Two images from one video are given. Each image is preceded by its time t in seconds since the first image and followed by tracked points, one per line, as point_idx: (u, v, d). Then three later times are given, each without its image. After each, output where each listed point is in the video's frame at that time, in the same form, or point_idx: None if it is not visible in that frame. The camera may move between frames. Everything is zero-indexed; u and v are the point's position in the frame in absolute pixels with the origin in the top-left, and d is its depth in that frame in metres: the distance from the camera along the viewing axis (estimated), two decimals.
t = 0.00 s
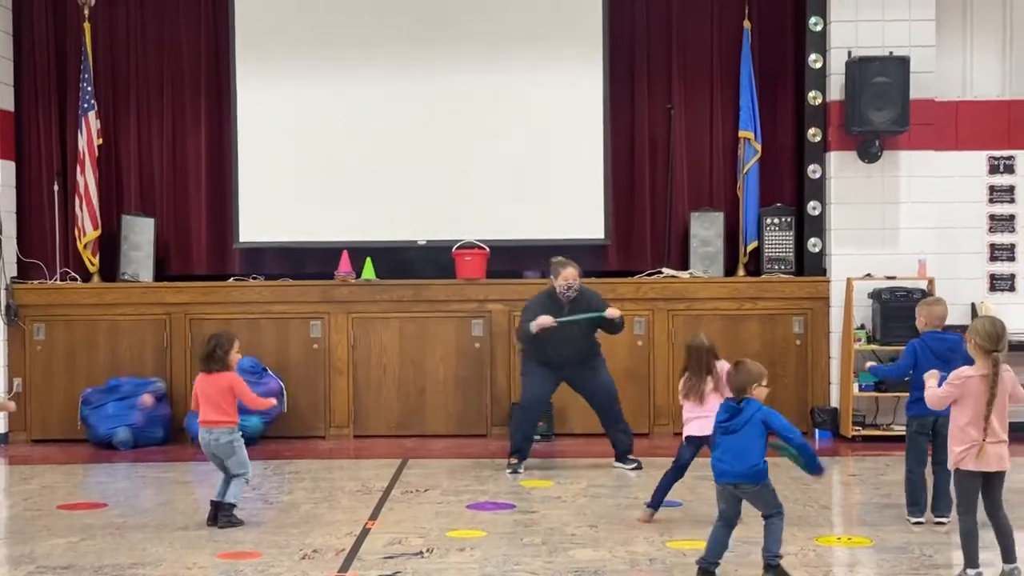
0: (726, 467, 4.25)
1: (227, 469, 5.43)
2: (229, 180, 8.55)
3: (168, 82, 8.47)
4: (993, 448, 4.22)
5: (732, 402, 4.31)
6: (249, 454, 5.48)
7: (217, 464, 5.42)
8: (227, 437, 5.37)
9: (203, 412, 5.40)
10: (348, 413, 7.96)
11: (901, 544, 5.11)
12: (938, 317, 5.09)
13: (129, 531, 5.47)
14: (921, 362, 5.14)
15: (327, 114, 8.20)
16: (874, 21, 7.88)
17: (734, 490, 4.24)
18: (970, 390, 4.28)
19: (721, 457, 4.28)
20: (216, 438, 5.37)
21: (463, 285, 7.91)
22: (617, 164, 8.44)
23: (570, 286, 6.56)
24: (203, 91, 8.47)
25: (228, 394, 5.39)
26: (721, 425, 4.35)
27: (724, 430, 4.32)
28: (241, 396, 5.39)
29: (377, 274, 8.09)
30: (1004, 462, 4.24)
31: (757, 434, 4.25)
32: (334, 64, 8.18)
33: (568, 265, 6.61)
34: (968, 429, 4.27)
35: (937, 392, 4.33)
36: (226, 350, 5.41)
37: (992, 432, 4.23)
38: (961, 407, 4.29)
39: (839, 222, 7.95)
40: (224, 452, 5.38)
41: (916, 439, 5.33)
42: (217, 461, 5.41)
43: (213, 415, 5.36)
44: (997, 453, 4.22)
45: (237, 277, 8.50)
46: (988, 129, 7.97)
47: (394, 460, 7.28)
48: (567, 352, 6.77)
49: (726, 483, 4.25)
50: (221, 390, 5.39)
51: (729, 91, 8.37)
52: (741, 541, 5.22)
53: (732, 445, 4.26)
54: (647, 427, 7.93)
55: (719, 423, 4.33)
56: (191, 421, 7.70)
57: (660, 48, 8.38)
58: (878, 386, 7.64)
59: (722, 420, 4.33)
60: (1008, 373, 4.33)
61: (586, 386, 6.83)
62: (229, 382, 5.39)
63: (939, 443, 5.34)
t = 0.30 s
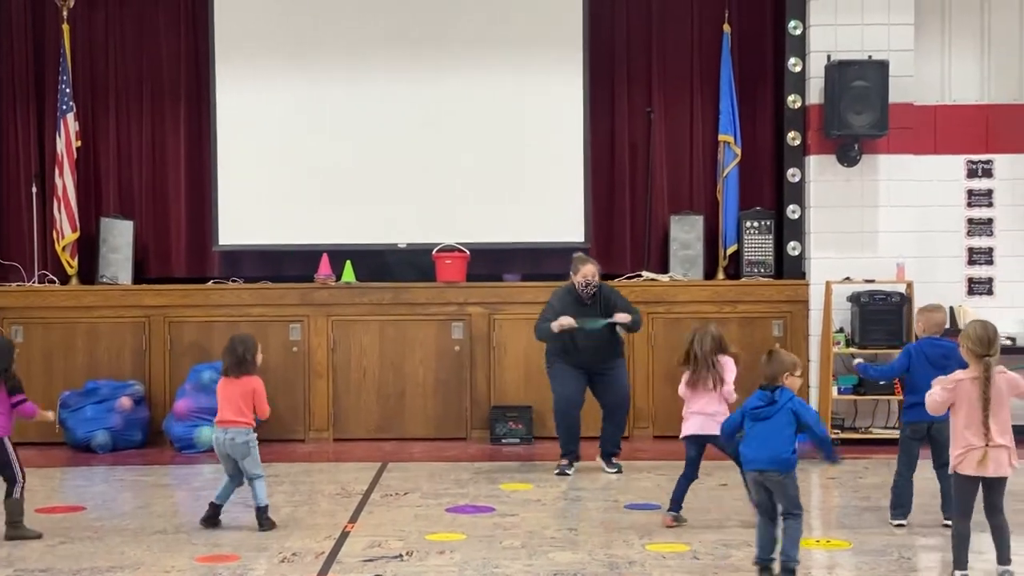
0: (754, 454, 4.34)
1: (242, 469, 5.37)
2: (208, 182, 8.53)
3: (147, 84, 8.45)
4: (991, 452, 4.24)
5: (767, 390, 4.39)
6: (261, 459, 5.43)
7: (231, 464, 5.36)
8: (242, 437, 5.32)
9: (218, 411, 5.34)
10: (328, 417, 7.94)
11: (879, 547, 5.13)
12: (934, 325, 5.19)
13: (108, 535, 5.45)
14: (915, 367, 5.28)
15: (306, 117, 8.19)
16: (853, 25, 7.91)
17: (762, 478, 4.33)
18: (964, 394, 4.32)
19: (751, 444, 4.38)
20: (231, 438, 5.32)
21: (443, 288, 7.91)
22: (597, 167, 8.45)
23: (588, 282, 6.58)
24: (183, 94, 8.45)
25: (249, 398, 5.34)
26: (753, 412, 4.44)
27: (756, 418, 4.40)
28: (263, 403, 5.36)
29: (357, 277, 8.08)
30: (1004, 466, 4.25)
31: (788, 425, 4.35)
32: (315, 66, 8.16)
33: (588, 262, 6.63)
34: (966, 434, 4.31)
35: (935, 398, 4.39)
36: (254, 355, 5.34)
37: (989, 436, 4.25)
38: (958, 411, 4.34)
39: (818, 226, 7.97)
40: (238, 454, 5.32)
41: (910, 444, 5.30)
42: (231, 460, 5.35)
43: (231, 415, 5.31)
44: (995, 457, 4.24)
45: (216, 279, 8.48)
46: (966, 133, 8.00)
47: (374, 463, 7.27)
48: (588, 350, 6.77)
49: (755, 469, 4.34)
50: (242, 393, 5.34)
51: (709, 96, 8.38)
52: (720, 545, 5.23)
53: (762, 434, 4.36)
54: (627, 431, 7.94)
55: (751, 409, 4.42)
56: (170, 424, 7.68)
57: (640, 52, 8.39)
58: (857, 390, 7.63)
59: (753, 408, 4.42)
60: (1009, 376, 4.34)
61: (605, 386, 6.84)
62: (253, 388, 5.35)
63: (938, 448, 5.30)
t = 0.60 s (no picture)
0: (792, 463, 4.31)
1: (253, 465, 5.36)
2: (189, 183, 8.51)
3: (128, 85, 8.42)
4: (1003, 461, 4.31)
5: (791, 398, 4.41)
6: (271, 454, 5.43)
7: (242, 461, 5.36)
8: (250, 431, 5.30)
9: (228, 406, 5.36)
10: (308, 419, 7.92)
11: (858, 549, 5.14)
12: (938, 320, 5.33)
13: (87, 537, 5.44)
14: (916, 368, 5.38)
15: (288, 119, 8.18)
16: (835, 29, 7.93)
17: (801, 486, 4.29)
18: (982, 404, 4.41)
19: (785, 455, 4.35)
20: (240, 432, 5.31)
21: (425, 290, 7.91)
22: (579, 170, 8.45)
23: (618, 289, 6.52)
24: (164, 95, 8.42)
25: (256, 394, 5.34)
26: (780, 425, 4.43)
27: (785, 427, 4.40)
28: (270, 399, 5.34)
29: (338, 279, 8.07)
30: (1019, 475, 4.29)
31: (819, 430, 4.35)
32: (297, 68, 8.15)
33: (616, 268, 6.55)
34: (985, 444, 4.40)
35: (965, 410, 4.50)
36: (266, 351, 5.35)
37: (1004, 444, 4.33)
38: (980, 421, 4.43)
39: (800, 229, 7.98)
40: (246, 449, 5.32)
41: (917, 446, 5.36)
42: (242, 457, 5.35)
43: (238, 410, 5.32)
44: (1008, 466, 4.31)
45: (196, 281, 8.46)
46: (946, 136, 8.03)
47: (355, 465, 7.26)
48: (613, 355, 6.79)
49: (793, 480, 4.30)
50: (251, 390, 5.35)
51: (690, 99, 8.40)
52: (700, 547, 5.23)
53: (796, 443, 4.34)
54: (608, 433, 7.96)
55: (779, 420, 4.42)
56: (150, 427, 7.65)
57: (623, 54, 8.39)
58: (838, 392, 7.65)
59: (780, 418, 4.41)
60: None
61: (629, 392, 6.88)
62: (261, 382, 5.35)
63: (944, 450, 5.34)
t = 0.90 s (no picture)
0: (829, 471, 4.36)
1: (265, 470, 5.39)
2: (171, 186, 8.49)
3: (109, 87, 8.40)
4: None
5: (821, 405, 4.42)
6: (291, 456, 5.43)
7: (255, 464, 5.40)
8: (261, 436, 5.35)
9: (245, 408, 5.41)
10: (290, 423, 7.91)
11: (838, 552, 5.16)
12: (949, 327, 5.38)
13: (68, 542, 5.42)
14: (925, 375, 5.44)
15: (270, 122, 8.16)
16: (816, 32, 7.96)
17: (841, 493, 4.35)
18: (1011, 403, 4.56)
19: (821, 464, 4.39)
20: (253, 436, 5.36)
21: (408, 293, 7.90)
22: (562, 174, 8.46)
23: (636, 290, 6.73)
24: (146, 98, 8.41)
25: (265, 399, 5.35)
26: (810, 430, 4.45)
27: (818, 435, 4.42)
28: (280, 403, 5.34)
29: (321, 282, 8.06)
30: None
31: (851, 434, 4.40)
32: (278, 71, 8.14)
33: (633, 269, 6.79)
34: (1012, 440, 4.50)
35: (984, 412, 4.62)
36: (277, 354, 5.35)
37: None
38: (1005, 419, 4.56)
39: (781, 232, 8.00)
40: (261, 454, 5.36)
41: (924, 451, 5.43)
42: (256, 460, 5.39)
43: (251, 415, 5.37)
44: None
45: (178, 285, 8.45)
46: (926, 140, 8.10)
47: (337, 469, 7.25)
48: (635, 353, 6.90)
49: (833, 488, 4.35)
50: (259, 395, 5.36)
51: (673, 101, 8.41)
52: (681, 550, 5.25)
53: (831, 449, 4.38)
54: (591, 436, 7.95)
55: (811, 428, 4.43)
56: (131, 431, 7.63)
57: (605, 58, 8.41)
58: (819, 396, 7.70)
59: (811, 425, 4.44)
60: None
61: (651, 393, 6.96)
62: (271, 387, 5.35)
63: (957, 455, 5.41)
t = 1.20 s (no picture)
0: (855, 454, 4.52)
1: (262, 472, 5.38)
2: (125, 192, 8.42)
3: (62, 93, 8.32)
4: None
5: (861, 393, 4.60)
6: (283, 465, 5.41)
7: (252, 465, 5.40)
8: (261, 436, 5.34)
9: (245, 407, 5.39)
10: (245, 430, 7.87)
11: (794, 557, 5.19)
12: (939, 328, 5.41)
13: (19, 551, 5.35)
14: (918, 375, 5.47)
15: (225, 128, 8.11)
16: (771, 39, 8.00)
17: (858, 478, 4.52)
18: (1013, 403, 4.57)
19: (845, 445, 4.54)
20: (252, 436, 5.35)
21: (365, 300, 7.87)
22: (518, 181, 8.46)
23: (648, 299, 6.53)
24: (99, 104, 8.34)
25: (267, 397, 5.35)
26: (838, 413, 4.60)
27: (848, 418, 4.57)
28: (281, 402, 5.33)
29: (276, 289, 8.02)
30: None
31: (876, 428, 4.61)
32: (232, 77, 8.09)
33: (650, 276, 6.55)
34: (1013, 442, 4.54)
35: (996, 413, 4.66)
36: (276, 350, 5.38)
37: None
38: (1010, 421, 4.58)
39: (737, 239, 8.03)
40: (257, 454, 5.35)
41: (922, 452, 5.49)
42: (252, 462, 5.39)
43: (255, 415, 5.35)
44: None
45: (133, 292, 8.38)
46: (879, 147, 8.20)
47: (292, 477, 7.20)
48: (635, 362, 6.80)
49: (853, 471, 4.51)
50: (262, 395, 5.36)
51: (629, 107, 8.43)
52: (638, 556, 5.25)
53: (858, 435, 4.55)
54: (548, 442, 7.95)
55: (844, 411, 4.58)
56: (84, 439, 7.56)
57: (563, 66, 8.43)
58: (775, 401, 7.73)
59: (844, 408, 4.58)
60: None
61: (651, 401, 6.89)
62: (273, 386, 5.35)
63: (945, 455, 5.48)
